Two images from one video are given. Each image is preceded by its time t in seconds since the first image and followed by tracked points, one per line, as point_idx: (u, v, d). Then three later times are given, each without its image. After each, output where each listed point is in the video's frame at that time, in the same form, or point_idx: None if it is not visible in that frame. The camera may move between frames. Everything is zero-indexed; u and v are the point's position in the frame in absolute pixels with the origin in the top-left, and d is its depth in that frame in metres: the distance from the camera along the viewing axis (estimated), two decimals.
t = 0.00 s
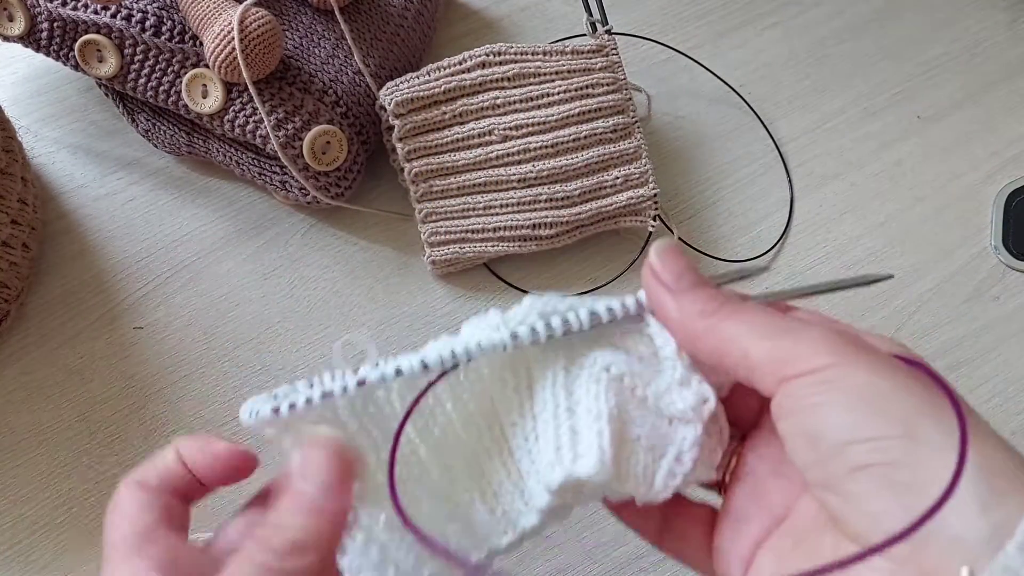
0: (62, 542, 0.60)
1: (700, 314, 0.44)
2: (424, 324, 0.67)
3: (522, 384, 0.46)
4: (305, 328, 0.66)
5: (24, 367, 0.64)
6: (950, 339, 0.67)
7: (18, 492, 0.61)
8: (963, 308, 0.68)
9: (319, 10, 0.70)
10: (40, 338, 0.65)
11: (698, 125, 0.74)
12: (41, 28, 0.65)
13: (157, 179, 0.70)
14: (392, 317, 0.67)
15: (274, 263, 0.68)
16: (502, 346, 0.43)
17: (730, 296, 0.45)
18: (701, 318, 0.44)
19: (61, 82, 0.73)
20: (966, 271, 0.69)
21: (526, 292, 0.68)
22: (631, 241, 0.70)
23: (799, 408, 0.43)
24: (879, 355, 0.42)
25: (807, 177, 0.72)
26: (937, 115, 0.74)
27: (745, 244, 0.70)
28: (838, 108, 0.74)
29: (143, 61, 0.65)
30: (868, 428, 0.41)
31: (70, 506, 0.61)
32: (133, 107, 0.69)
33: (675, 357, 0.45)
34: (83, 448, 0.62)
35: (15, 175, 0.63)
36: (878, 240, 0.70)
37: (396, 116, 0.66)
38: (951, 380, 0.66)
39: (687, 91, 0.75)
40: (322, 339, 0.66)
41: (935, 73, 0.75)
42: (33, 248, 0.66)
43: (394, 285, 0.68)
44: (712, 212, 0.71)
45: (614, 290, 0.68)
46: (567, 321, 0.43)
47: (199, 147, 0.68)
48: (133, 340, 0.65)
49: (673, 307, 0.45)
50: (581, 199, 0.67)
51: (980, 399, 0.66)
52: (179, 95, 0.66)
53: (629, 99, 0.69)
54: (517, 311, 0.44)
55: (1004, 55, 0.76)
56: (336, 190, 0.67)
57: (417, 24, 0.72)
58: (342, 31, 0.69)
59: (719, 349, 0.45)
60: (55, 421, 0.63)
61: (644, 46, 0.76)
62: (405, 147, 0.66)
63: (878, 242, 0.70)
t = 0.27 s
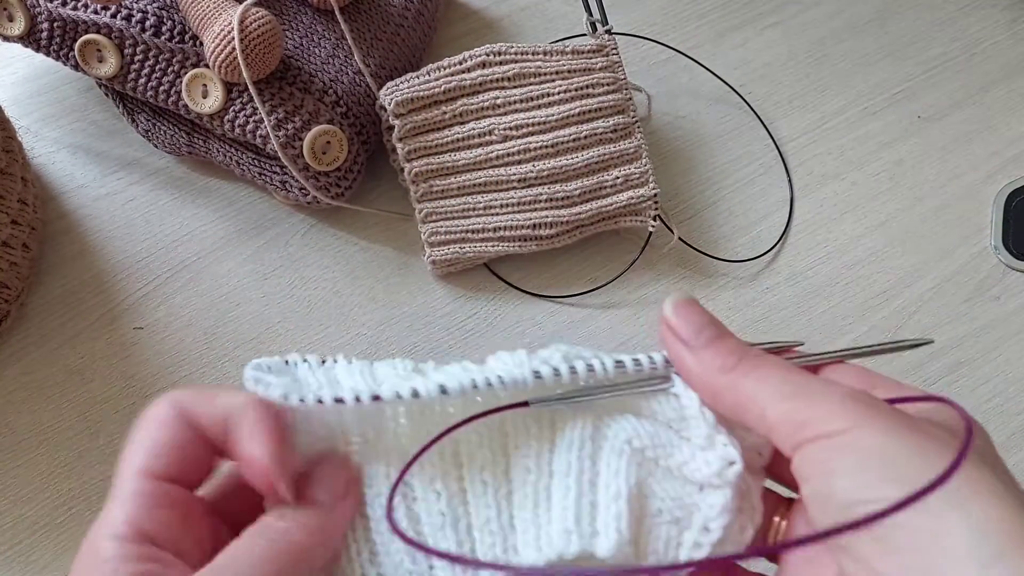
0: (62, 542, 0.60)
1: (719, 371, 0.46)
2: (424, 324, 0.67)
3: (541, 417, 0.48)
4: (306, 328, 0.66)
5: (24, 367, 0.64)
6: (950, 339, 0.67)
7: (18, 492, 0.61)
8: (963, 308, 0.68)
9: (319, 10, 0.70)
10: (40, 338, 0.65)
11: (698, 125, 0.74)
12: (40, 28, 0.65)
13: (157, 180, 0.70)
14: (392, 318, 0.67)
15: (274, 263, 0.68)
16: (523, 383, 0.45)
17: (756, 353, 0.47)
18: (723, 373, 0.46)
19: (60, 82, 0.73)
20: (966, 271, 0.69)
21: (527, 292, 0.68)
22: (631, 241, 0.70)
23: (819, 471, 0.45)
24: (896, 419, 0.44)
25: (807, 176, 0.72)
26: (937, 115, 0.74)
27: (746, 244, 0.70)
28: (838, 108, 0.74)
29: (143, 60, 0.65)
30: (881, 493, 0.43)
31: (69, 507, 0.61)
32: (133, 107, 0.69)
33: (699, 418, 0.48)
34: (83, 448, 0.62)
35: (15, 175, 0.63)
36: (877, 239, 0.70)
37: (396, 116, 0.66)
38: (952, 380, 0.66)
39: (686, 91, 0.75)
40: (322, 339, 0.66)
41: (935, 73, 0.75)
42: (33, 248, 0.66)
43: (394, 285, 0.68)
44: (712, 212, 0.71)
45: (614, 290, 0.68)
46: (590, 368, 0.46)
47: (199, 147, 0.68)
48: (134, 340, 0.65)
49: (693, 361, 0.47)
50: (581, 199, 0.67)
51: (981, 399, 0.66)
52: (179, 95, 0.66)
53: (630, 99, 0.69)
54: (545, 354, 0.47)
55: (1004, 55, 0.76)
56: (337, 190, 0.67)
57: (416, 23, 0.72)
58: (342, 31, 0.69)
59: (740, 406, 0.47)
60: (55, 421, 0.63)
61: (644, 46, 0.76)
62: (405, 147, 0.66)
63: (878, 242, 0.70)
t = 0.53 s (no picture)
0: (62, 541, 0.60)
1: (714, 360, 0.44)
2: (424, 324, 0.67)
3: (536, 402, 0.47)
4: (306, 328, 0.66)
5: (24, 366, 0.64)
6: (950, 339, 0.67)
7: (18, 491, 0.61)
8: (963, 308, 0.68)
9: (319, 10, 0.70)
10: (40, 338, 0.65)
11: (698, 124, 0.74)
12: (41, 28, 0.65)
13: (157, 179, 0.70)
14: (392, 317, 0.67)
15: (274, 262, 0.68)
16: (512, 357, 0.45)
17: (752, 344, 0.44)
18: (716, 365, 0.44)
19: (60, 82, 0.73)
20: (966, 271, 0.69)
21: (527, 292, 0.68)
22: (631, 241, 0.70)
23: (800, 476, 0.43)
24: (890, 424, 0.42)
25: (807, 176, 0.72)
26: (937, 115, 0.74)
27: (745, 244, 0.70)
28: (838, 108, 0.74)
29: (143, 60, 0.66)
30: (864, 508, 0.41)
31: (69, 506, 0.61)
32: (133, 107, 0.69)
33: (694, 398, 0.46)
34: (83, 447, 0.62)
35: (15, 175, 0.63)
36: (877, 239, 0.70)
37: (396, 116, 0.66)
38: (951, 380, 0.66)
39: (686, 91, 0.75)
40: (322, 339, 0.66)
41: (934, 73, 0.75)
42: (33, 248, 0.66)
43: (394, 285, 0.68)
44: (712, 212, 0.71)
45: (614, 290, 0.68)
46: (583, 342, 0.45)
47: (199, 147, 0.68)
48: (133, 339, 0.65)
49: (689, 348, 0.45)
50: (581, 199, 0.67)
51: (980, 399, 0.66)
52: (179, 95, 0.66)
53: (629, 99, 0.69)
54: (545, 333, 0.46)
55: (1004, 55, 0.76)
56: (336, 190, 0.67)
57: (416, 24, 0.72)
58: (342, 31, 0.69)
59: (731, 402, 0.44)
60: (55, 421, 0.63)
61: (644, 46, 0.76)
62: (405, 147, 0.66)
63: (877, 242, 0.70)
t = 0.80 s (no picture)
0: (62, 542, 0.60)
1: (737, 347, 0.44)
2: (424, 324, 0.67)
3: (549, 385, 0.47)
4: (306, 328, 0.66)
5: (24, 366, 0.64)
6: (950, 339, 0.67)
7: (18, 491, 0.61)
8: (962, 309, 0.68)
9: (319, 10, 0.70)
10: (40, 338, 0.65)
11: (698, 125, 0.74)
12: (41, 28, 0.65)
13: (157, 179, 0.70)
14: (392, 318, 0.67)
15: (274, 262, 0.68)
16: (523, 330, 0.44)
17: (776, 322, 0.44)
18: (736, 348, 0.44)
19: (60, 82, 0.73)
20: (966, 271, 0.69)
21: (527, 292, 0.68)
22: (631, 241, 0.70)
23: (818, 471, 0.44)
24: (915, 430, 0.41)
25: (807, 177, 0.72)
26: (936, 115, 0.74)
27: (745, 245, 0.70)
28: (838, 108, 0.74)
29: (143, 60, 0.66)
30: (879, 511, 0.41)
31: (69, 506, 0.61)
32: (133, 107, 0.69)
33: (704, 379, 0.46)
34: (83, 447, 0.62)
35: (15, 175, 0.63)
36: (877, 240, 0.70)
37: (396, 116, 0.66)
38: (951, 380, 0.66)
39: (686, 91, 0.75)
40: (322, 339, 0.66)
41: (934, 73, 0.75)
42: (32, 248, 0.66)
43: (394, 285, 0.68)
44: (711, 212, 0.71)
45: (614, 290, 0.68)
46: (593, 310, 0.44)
47: (199, 147, 0.68)
48: (133, 339, 0.65)
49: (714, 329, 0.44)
50: (581, 199, 0.67)
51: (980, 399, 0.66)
52: (179, 95, 0.66)
53: (629, 99, 0.69)
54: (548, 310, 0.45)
55: (1003, 55, 0.76)
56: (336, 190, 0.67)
57: (417, 24, 0.72)
58: (342, 31, 0.69)
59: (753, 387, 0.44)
60: (55, 421, 0.63)
61: (644, 47, 0.76)
62: (405, 147, 0.66)
63: (877, 243, 0.70)
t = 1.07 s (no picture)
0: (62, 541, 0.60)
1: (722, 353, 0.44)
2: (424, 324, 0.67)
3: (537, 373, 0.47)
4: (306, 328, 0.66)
5: (24, 366, 0.64)
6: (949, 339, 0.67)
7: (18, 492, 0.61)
8: (962, 308, 0.68)
9: (319, 10, 0.70)
10: (40, 338, 0.65)
11: (698, 124, 0.74)
12: (41, 28, 0.65)
13: (157, 179, 0.70)
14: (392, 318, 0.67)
15: (274, 262, 0.68)
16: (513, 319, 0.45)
17: (764, 334, 0.44)
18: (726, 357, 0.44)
19: (60, 82, 0.73)
20: (966, 271, 0.69)
21: (527, 292, 0.68)
22: (631, 240, 0.70)
23: (805, 469, 0.43)
24: (903, 428, 0.41)
25: (806, 177, 0.72)
26: (936, 115, 0.74)
27: (745, 244, 0.70)
28: (838, 108, 0.74)
29: (143, 60, 0.66)
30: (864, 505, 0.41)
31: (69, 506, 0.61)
32: (133, 107, 0.69)
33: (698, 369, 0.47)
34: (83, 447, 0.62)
35: (15, 175, 0.63)
36: (877, 239, 0.70)
37: (396, 116, 0.66)
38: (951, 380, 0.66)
39: (686, 91, 0.75)
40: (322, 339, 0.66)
41: (934, 73, 0.75)
42: (32, 248, 0.66)
43: (393, 285, 0.68)
44: (711, 212, 0.71)
45: (613, 290, 0.68)
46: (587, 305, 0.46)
47: (199, 147, 0.68)
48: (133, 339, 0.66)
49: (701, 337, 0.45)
50: (581, 199, 0.67)
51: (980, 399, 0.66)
52: (179, 95, 0.66)
53: (629, 99, 0.69)
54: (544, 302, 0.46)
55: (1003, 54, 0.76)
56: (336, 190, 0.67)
57: (417, 24, 0.72)
58: (342, 31, 0.69)
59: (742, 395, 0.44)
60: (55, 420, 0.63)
61: (644, 46, 0.76)
62: (405, 147, 0.66)
63: (877, 242, 0.70)
